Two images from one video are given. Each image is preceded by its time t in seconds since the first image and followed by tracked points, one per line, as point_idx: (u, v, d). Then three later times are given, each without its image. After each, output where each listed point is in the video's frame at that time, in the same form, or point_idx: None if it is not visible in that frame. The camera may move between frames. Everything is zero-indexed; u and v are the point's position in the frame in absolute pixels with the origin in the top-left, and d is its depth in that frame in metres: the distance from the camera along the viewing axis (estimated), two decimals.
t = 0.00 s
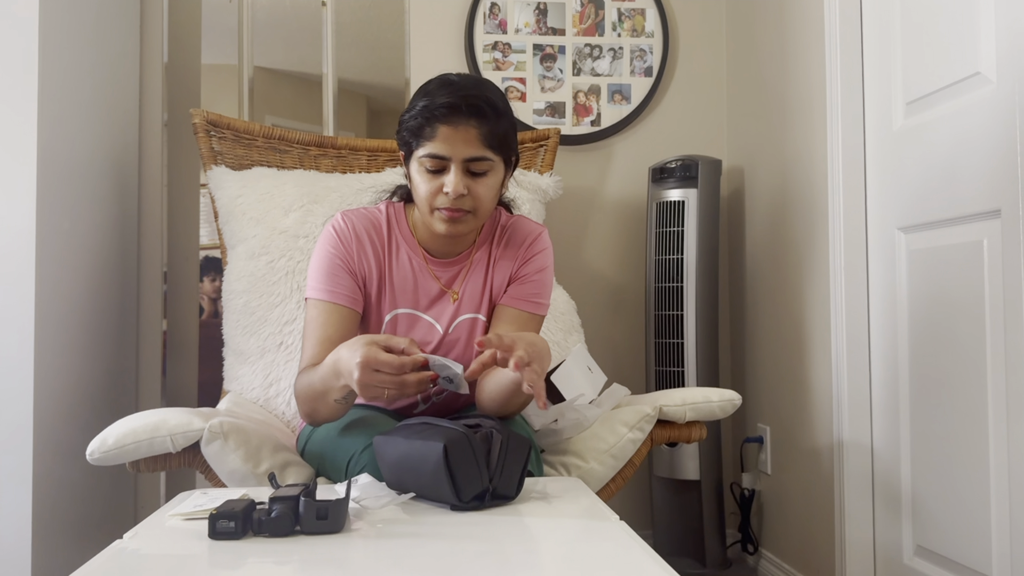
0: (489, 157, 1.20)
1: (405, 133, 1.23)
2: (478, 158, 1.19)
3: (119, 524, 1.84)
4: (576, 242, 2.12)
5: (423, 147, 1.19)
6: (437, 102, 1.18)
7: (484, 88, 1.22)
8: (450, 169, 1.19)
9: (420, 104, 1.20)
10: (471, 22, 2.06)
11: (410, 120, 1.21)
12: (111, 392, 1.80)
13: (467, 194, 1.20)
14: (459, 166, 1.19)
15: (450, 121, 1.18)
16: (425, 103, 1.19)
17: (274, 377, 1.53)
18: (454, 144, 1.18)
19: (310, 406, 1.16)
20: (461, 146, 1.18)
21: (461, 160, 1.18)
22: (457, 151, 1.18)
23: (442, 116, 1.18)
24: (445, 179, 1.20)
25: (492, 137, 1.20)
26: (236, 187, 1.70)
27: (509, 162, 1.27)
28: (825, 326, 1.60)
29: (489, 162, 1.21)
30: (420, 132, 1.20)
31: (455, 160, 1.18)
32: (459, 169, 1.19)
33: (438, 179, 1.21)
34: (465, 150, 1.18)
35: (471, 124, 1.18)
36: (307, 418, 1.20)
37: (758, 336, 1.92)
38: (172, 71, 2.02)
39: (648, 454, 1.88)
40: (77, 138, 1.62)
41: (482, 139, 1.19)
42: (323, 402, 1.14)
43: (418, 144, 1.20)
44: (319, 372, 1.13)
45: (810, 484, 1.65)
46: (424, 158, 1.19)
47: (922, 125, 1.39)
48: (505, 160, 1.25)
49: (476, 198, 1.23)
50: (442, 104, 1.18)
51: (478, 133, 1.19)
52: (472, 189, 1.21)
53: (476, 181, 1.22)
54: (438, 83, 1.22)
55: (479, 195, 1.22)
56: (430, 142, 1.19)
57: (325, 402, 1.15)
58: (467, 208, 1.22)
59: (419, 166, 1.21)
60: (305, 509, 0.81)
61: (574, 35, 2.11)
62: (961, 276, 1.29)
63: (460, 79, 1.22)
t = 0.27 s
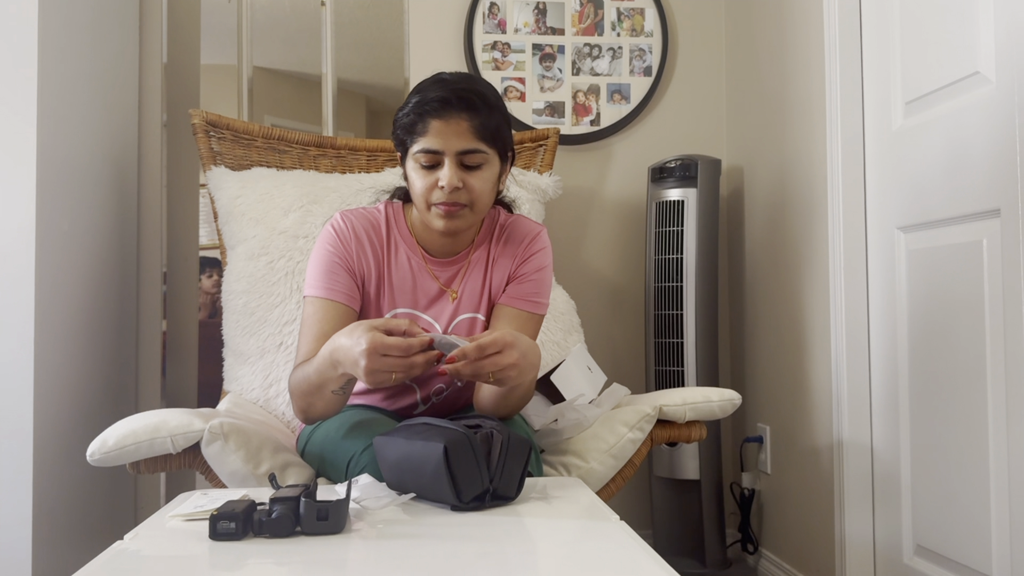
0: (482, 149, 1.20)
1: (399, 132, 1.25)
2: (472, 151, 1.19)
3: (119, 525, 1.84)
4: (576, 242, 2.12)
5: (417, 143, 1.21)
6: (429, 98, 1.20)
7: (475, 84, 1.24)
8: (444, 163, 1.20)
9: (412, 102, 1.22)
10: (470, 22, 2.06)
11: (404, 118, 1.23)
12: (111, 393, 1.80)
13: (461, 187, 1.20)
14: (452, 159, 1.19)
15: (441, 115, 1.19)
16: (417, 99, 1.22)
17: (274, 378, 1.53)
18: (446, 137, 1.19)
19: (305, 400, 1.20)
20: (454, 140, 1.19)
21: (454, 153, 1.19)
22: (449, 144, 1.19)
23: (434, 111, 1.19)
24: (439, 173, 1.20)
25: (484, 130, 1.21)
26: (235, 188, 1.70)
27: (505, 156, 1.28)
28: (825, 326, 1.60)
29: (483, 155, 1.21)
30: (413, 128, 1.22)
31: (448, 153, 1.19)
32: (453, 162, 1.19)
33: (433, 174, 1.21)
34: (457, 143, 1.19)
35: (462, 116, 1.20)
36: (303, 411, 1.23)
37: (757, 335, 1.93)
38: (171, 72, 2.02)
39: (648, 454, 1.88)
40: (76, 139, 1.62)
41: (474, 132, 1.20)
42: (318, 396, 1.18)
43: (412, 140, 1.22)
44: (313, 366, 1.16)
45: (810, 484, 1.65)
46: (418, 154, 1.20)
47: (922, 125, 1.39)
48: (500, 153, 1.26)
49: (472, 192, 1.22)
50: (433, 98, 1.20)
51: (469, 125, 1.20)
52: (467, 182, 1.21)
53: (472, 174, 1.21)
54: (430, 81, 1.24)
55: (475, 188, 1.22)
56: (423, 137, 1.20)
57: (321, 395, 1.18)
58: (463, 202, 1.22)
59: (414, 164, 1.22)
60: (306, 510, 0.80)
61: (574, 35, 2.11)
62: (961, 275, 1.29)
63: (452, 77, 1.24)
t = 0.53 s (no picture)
0: (477, 137, 1.23)
1: (393, 127, 1.27)
2: (467, 138, 1.22)
3: (120, 525, 1.84)
4: (575, 241, 2.12)
5: (412, 134, 1.23)
6: (424, 91, 1.24)
7: (468, 80, 1.28)
8: (441, 152, 1.21)
9: (408, 96, 1.26)
10: (470, 21, 2.06)
11: (399, 112, 1.26)
12: (110, 393, 1.80)
13: (459, 174, 1.20)
14: (448, 147, 1.21)
15: (437, 104, 1.23)
16: (412, 93, 1.25)
17: (274, 378, 1.53)
18: (443, 125, 1.21)
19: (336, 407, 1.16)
20: (449, 129, 1.22)
21: (451, 141, 1.21)
22: (445, 132, 1.21)
23: (429, 102, 1.23)
24: (435, 163, 1.21)
25: (478, 119, 1.25)
26: (235, 188, 1.70)
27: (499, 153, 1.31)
28: (825, 325, 1.60)
29: (478, 144, 1.23)
30: (408, 121, 1.24)
31: (444, 141, 1.21)
32: (450, 150, 1.21)
33: (429, 164, 1.21)
34: (453, 131, 1.21)
35: (457, 106, 1.23)
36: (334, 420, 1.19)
37: (757, 335, 1.93)
38: (171, 71, 2.02)
39: (648, 453, 1.88)
40: (76, 139, 1.62)
41: (469, 120, 1.23)
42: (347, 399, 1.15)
43: (407, 132, 1.24)
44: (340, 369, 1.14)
45: (810, 484, 1.65)
46: (414, 143, 1.22)
47: (922, 125, 1.39)
48: (494, 147, 1.28)
49: (469, 182, 1.22)
50: (428, 90, 1.24)
51: (465, 114, 1.23)
52: (464, 171, 1.21)
53: (468, 164, 1.22)
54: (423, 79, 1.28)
55: (472, 177, 1.22)
56: (419, 128, 1.22)
57: (354, 398, 1.15)
58: (461, 191, 1.21)
59: (410, 156, 1.23)
60: (307, 511, 0.81)
61: (573, 34, 2.11)
62: (960, 275, 1.29)
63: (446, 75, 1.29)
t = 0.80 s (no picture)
0: (466, 132, 1.23)
1: (382, 123, 1.27)
2: (456, 131, 1.22)
3: (119, 525, 1.84)
4: (574, 241, 2.12)
5: (402, 129, 1.23)
6: (412, 87, 1.25)
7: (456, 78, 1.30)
8: (430, 145, 1.21)
9: (396, 92, 1.26)
10: (469, 20, 2.06)
11: (387, 108, 1.27)
12: (109, 392, 1.80)
13: (447, 167, 1.19)
14: (437, 140, 1.22)
15: (425, 99, 1.24)
16: (401, 89, 1.26)
17: (273, 377, 1.53)
18: (431, 119, 1.22)
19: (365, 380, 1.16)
20: (438, 122, 1.22)
21: (439, 134, 1.22)
22: (434, 126, 1.22)
23: (417, 97, 1.24)
24: (424, 157, 1.21)
25: (467, 113, 1.25)
26: (233, 188, 1.70)
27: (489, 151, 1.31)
28: (824, 325, 1.60)
29: (467, 137, 1.23)
30: (397, 116, 1.25)
31: (433, 133, 1.21)
32: (439, 143, 1.21)
33: (418, 158, 1.21)
34: (441, 124, 1.22)
35: (446, 100, 1.24)
36: (359, 405, 1.19)
37: (756, 334, 1.93)
38: (169, 70, 2.02)
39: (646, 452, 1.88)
40: (74, 139, 1.62)
41: (458, 114, 1.24)
42: (377, 364, 1.14)
43: (396, 127, 1.24)
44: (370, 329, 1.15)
45: (809, 483, 1.65)
46: (403, 138, 1.22)
47: (920, 124, 1.38)
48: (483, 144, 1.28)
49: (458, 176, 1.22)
50: (417, 85, 1.25)
51: (453, 108, 1.24)
52: (451, 165, 1.20)
53: (457, 158, 1.22)
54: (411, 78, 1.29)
55: (460, 171, 1.21)
56: (408, 122, 1.23)
57: (386, 364, 1.15)
58: (450, 184, 1.20)
59: (399, 151, 1.23)
60: (305, 511, 0.81)
61: (572, 33, 2.11)
62: (958, 275, 1.29)
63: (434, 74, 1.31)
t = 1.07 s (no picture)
0: (463, 127, 1.23)
1: (377, 121, 1.27)
2: (453, 126, 1.22)
3: (119, 521, 1.85)
4: (574, 238, 2.12)
5: (398, 128, 1.22)
6: (407, 84, 1.25)
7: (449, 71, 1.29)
8: (428, 142, 1.21)
9: (390, 90, 1.26)
10: (468, 17, 2.06)
11: (382, 106, 1.26)
12: (109, 389, 1.80)
13: (446, 163, 1.20)
14: (435, 137, 1.21)
15: (421, 95, 1.23)
16: (395, 86, 1.26)
17: (273, 374, 1.53)
18: (428, 115, 1.22)
19: (364, 388, 1.16)
20: (435, 119, 1.22)
21: (436, 130, 1.21)
22: (431, 123, 1.21)
23: (412, 93, 1.23)
24: (422, 154, 1.21)
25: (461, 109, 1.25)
26: (233, 184, 1.70)
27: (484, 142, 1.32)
28: (823, 322, 1.60)
29: (464, 132, 1.23)
30: (393, 113, 1.25)
31: (430, 130, 1.21)
32: (436, 139, 1.21)
33: (416, 155, 1.21)
34: (439, 120, 1.22)
35: (441, 95, 1.24)
36: (358, 411, 1.19)
37: (755, 332, 1.93)
38: (169, 67, 2.02)
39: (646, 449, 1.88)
40: (74, 135, 1.62)
41: (453, 110, 1.24)
42: (372, 375, 1.15)
43: (392, 125, 1.24)
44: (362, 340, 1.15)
45: (808, 480, 1.66)
46: (400, 136, 1.21)
47: (920, 121, 1.38)
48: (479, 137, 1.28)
49: (457, 170, 1.22)
50: (411, 81, 1.25)
51: (449, 103, 1.24)
52: (451, 160, 1.21)
53: (455, 153, 1.22)
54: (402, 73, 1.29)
55: (460, 165, 1.22)
56: (404, 120, 1.23)
57: (379, 374, 1.15)
58: (449, 180, 1.21)
59: (396, 149, 1.22)
60: (305, 507, 0.81)
61: (572, 30, 2.11)
62: (957, 271, 1.30)
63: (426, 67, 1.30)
